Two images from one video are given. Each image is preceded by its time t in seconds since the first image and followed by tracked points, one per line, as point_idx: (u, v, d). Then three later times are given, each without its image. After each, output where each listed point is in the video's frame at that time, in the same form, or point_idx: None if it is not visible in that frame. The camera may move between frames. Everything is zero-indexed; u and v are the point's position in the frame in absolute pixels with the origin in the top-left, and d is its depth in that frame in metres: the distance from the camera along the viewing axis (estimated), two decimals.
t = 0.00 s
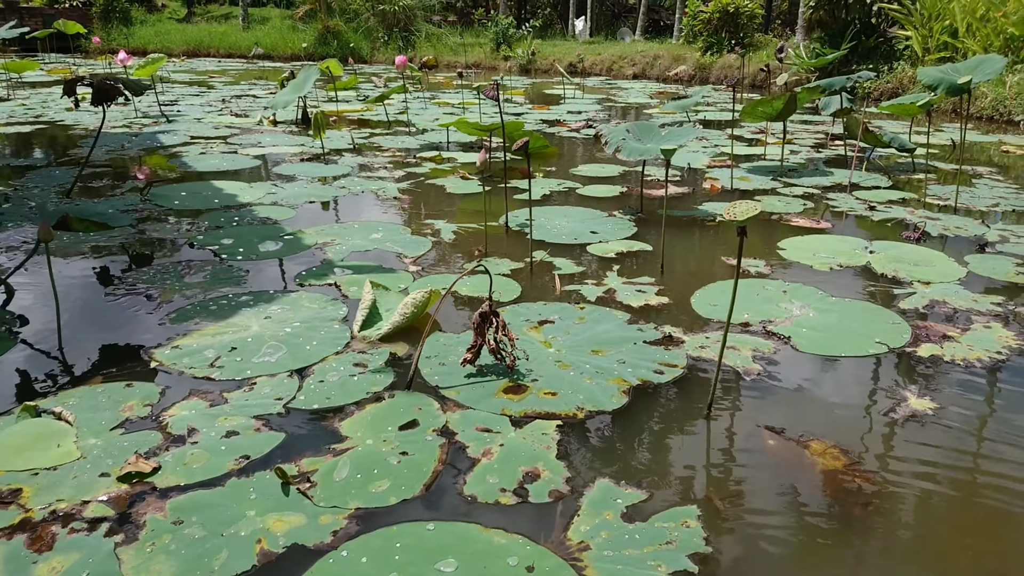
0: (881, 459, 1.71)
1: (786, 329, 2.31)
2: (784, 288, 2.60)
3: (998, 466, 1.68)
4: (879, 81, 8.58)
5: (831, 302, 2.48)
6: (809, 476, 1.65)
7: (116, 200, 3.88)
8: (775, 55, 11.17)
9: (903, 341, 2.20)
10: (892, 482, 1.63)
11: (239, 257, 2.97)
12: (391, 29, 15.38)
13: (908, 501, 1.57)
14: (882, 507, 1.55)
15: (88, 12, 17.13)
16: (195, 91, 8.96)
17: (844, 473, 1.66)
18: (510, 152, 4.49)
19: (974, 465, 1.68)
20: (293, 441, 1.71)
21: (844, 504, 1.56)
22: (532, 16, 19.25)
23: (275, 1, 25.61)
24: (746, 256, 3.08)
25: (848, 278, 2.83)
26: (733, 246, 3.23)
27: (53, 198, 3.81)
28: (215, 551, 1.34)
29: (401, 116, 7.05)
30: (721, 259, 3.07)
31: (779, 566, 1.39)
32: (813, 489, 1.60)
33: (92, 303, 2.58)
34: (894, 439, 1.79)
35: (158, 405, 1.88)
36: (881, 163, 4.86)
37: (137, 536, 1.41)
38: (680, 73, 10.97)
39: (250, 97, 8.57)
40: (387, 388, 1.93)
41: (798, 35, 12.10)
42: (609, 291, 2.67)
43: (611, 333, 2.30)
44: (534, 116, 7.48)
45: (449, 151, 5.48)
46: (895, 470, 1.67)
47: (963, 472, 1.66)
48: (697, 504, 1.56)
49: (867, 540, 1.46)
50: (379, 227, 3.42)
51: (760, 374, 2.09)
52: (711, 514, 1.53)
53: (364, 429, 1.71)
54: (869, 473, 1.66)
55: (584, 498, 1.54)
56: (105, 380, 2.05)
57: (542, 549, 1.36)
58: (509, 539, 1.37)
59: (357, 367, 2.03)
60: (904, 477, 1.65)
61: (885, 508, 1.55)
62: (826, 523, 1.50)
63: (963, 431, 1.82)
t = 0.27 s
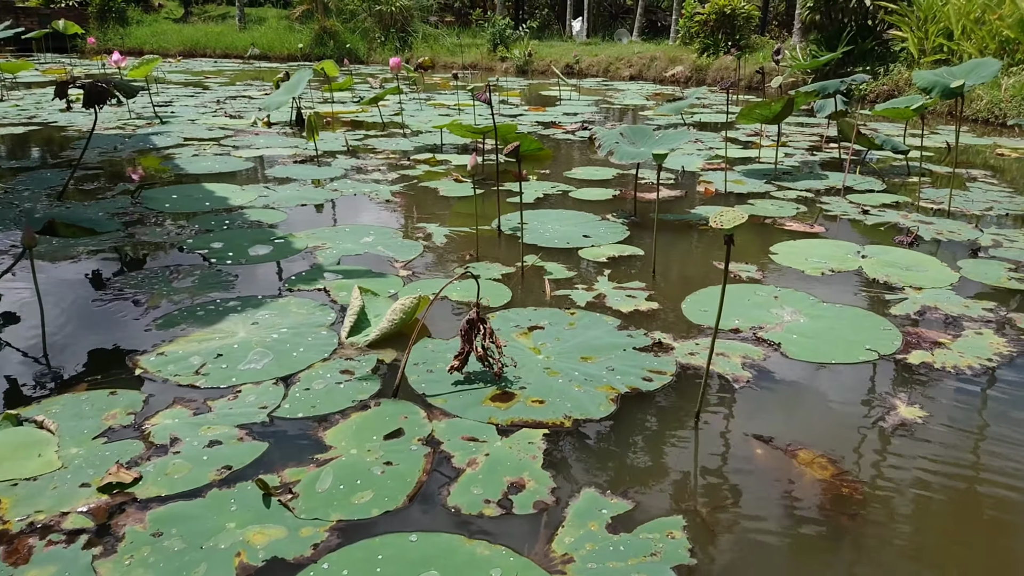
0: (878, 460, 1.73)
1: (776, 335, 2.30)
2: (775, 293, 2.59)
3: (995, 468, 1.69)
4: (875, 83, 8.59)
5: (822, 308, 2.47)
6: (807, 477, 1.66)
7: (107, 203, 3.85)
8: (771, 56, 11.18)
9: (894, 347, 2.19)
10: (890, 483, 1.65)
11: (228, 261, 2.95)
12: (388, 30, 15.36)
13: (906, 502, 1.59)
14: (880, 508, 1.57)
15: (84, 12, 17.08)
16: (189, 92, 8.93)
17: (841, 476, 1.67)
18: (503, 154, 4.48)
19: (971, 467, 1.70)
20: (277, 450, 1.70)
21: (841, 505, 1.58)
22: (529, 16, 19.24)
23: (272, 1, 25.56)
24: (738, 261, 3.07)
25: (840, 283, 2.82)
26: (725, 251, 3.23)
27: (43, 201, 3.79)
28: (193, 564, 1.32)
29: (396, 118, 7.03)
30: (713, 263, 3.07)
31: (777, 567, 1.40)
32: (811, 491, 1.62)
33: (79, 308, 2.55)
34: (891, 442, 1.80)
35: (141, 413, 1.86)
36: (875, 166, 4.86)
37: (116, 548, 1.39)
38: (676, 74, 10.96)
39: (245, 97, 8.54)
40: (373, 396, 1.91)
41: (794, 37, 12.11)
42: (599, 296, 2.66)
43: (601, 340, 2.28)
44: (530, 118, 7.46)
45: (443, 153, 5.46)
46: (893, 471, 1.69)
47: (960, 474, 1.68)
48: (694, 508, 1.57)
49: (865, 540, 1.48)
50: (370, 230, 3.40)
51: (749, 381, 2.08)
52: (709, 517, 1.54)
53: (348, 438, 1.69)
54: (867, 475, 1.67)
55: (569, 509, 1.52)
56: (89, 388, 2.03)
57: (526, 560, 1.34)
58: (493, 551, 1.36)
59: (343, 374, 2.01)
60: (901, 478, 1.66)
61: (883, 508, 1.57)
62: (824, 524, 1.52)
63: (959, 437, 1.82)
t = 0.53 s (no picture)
0: (875, 455, 1.73)
1: (766, 334, 2.29)
2: (767, 292, 2.57)
3: (992, 462, 1.69)
4: (871, 80, 8.57)
5: (813, 307, 2.46)
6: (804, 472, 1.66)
7: (96, 203, 3.83)
8: (768, 54, 11.16)
9: (885, 346, 2.18)
10: (888, 478, 1.65)
11: (216, 261, 2.93)
12: (384, 28, 15.32)
13: (903, 497, 1.59)
14: (878, 502, 1.57)
15: (79, 11, 17.00)
16: (184, 91, 8.89)
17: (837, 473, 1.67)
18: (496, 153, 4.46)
19: (968, 461, 1.70)
20: (260, 453, 1.68)
21: (839, 500, 1.58)
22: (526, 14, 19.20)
23: None
24: (729, 260, 3.06)
25: (832, 282, 2.80)
26: (716, 251, 3.22)
27: (33, 202, 3.76)
28: (170, 569, 1.30)
29: (390, 116, 7.00)
30: (704, 263, 3.05)
31: (775, 561, 1.40)
32: (808, 486, 1.62)
33: (64, 309, 2.53)
34: (889, 437, 1.80)
35: (123, 416, 1.84)
36: (870, 164, 4.84)
37: (93, 554, 1.37)
38: (672, 72, 10.94)
39: (239, 96, 8.51)
40: (358, 398, 1.89)
41: (791, 34, 12.08)
42: (589, 296, 2.64)
43: (590, 340, 2.27)
44: (525, 116, 7.44)
45: (437, 151, 5.44)
46: (891, 466, 1.69)
47: (958, 468, 1.68)
48: (690, 505, 1.57)
49: (863, 534, 1.48)
50: (361, 229, 3.38)
51: (737, 382, 2.06)
52: (706, 513, 1.54)
53: (332, 441, 1.67)
54: (865, 470, 1.68)
55: (553, 511, 1.50)
56: (72, 390, 2.00)
57: (509, 563, 1.32)
58: (475, 553, 1.33)
59: (329, 375, 1.99)
60: (899, 473, 1.67)
61: (881, 503, 1.57)
62: (822, 519, 1.52)
63: (955, 434, 1.81)
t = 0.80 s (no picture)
0: (870, 454, 1.72)
1: (752, 335, 2.26)
2: (753, 293, 2.55)
3: (987, 460, 1.68)
4: (863, 81, 8.58)
5: (799, 308, 2.44)
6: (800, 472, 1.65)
7: (81, 204, 3.79)
8: (761, 55, 11.16)
9: (871, 347, 2.16)
10: (883, 477, 1.64)
11: (199, 262, 2.89)
12: (378, 29, 15.29)
13: (899, 495, 1.58)
14: (874, 499, 1.57)
15: (72, 12, 16.92)
16: (175, 91, 8.84)
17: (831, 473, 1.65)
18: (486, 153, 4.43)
19: (963, 459, 1.69)
20: (233, 458, 1.64)
21: (835, 500, 1.57)
22: (520, 15, 19.20)
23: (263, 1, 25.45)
24: (717, 261, 3.04)
25: (820, 282, 2.78)
26: (703, 253, 3.20)
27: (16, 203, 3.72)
28: None
29: (381, 117, 6.96)
30: (692, 263, 3.03)
31: (770, 559, 1.39)
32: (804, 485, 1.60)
33: (41, 310, 2.49)
34: (884, 436, 1.79)
35: (95, 419, 1.80)
36: (861, 164, 4.83)
37: (56, 560, 1.33)
38: (666, 72, 10.93)
39: (230, 97, 8.46)
40: (336, 401, 1.86)
41: (784, 35, 12.09)
42: (575, 297, 2.61)
43: (574, 341, 2.24)
44: (517, 117, 7.42)
45: (428, 152, 5.41)
46: (886, 465, 1.68)
47: (953, 465, 1.67)
48: (683, 506, 1.55)
49: (859, 534, 1.47)
50: (347, 229, 3.34)
51: (721, 384, 2.04)
52: (700, 515, 1.52)
53: (306, 444, 1.63)
54: (861, 469, 1.66)
55: (530, 515, 1.47)
56: (45, 393, 1.96)
57: (482, 569, 1.29)
58: (448, 558, 1.30)
59: (307, 377, 1.95)
60: (894, 472, 1.65)
61: (878, 502, 1.56)
62: (818, 519, 1.51)
63: (948, 434, 1.79)
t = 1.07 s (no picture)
0: (866, 450, 1.72)
1: (735, 335, 2.24)
2: (738, 293, 2.53)
3: (983, 456, 1.69)
4: (858, 79, 8.55)
5: (784, 308, 2.41)
6: (799, 469, 1.66)
7: (65, 204, 3.76)
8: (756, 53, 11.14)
9: (855, 347, 2.13)
10: (879, 474, 1.65)
11: (179, 262, 2.86)
12: (373, 28, 15.24)
13: (896, 492, 1.58)
14: (872, 497, 1.57)
15: (66, 11, 16.84)
16: (166, 91, 8.79)
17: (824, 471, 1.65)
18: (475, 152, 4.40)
19: (959, 456, 1.70)
20: (201, 463, 1.61)
21: (832, 497, 1.57)
22: (516, 15, 19.15)
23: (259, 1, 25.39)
24: (704, 261, 3.01)
25: (807, 282, 2.76)
26: (691, 252, 3.17)
27: None
28: None
29: (373, 116, 6.93)
30: (678, 263, 3.01)
31: (769, 557, 1.40)
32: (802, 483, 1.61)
33: (16, 312, 2.45)
34: (880, 432, 1.80)
35: (64, 422, 1.77)
36: (853, 163, 4.81)
37: (13, 568, 1.29)
38: (661, 71, 10.90)
39: (223, 96, 8.42)
40: (309, 404, 1.83)
41: (780, 34, 12.07)
42: (558, 297, 2.59)
43: (555, 342, 2.21)
44: (510, 116, 7.38)
45: (418, 151, 5.38)
46: (883, 462, 1.68)
47: (950, 463, 1.67)
48: (680, 503, 1.55)
49: (856, 529, 1.48)
50: (332, 229, 3.31)
51: (701, 385, 2.01)
52: (689, 513, 1.51)
53: (276, 449, 1.60)
54: (858, 466, 1.67)
55: (500, 520, 1.44)
56: (15, 396, 1.93)
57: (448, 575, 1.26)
58: (414, 565, 1.27)
59: (281, 380, 1.92)
60: (891, 469, 1.66)
61: (875, 499, 1.56)
62: (815, 515, 1.51)
63: (945, 431, 1.80)
